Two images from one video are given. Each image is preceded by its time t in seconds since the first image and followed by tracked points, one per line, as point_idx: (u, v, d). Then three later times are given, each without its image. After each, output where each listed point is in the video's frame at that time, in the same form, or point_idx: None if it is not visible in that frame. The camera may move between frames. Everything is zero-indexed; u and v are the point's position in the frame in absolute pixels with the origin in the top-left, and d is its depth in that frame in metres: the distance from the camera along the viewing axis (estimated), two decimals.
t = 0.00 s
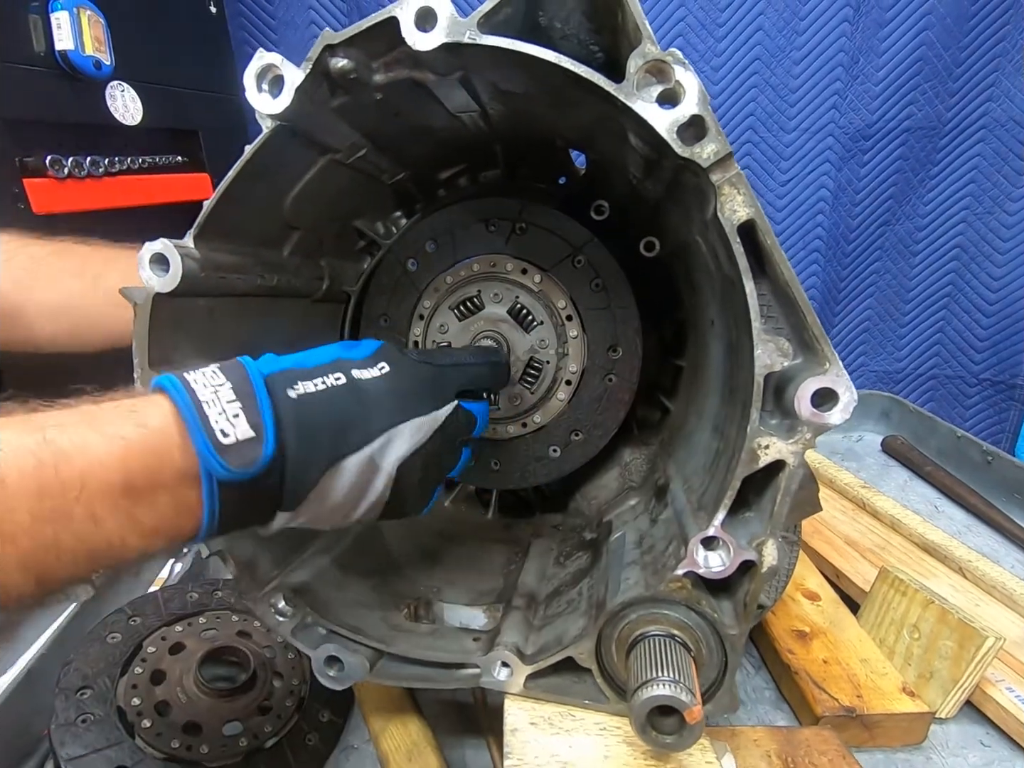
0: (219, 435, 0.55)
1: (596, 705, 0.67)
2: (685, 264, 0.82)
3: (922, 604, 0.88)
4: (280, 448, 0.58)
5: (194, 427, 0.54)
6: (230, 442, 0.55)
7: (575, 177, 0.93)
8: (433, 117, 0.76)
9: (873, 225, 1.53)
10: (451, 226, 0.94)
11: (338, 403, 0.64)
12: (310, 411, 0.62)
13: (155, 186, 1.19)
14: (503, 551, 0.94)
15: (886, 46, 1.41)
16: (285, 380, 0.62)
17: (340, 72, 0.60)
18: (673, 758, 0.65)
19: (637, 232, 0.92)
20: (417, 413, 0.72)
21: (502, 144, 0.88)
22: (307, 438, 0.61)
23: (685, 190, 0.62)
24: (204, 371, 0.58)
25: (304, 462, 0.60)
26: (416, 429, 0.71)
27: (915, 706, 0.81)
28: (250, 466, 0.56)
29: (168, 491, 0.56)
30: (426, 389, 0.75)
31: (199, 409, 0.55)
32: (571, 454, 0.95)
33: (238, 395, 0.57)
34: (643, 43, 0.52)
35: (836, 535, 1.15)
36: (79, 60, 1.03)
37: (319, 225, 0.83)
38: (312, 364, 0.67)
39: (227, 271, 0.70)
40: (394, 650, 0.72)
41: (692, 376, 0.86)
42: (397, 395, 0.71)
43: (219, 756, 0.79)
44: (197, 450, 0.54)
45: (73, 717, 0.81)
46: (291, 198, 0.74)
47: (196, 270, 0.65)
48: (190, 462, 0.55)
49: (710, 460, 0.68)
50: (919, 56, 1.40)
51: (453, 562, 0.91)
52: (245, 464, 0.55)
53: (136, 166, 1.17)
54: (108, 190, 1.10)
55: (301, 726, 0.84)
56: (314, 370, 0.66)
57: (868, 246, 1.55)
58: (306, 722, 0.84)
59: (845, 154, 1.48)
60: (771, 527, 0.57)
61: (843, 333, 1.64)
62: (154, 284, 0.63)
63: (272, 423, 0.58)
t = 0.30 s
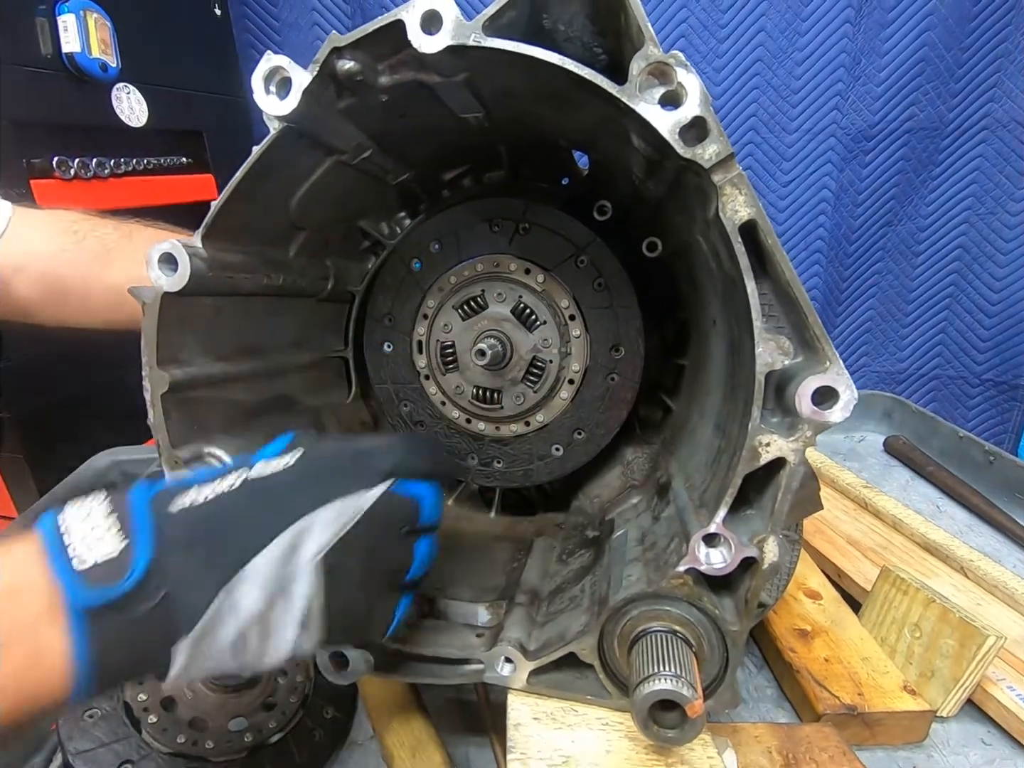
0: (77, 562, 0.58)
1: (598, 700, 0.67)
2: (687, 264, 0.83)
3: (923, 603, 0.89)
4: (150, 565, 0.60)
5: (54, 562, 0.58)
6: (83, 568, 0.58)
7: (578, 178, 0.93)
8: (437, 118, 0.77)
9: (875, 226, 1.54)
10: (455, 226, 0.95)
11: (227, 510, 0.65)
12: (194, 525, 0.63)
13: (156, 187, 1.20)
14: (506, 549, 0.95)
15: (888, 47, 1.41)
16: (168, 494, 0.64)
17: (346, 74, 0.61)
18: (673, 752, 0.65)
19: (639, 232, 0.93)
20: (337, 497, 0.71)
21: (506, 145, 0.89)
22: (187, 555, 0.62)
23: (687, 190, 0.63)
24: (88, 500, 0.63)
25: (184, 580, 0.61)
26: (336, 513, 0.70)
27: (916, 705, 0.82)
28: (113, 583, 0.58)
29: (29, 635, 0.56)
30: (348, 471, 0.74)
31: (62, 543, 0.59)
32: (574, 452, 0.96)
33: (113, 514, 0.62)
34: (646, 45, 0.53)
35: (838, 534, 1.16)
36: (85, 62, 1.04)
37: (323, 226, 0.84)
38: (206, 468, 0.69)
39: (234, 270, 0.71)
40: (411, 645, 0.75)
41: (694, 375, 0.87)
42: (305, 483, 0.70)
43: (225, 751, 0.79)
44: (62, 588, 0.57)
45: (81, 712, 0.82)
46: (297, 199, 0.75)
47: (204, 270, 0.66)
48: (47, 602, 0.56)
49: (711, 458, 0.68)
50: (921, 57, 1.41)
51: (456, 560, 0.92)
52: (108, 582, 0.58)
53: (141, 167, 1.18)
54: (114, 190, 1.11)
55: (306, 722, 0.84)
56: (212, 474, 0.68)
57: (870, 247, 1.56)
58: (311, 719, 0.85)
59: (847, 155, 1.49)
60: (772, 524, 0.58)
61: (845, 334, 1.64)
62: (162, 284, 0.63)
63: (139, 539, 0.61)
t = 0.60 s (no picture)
0: (43, 644, 0.66)
1: (598, 700, 0.68)
2: (686, 267, 0.83)
3: (923, 604, 0.90)
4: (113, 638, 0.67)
5: (18, 638, 0.67)
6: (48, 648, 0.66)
7: (578, 182, 0.94)
8: (439, 124, 0.78)
9: (876, 228, 1.54)
10: (456, 230, 0.96)
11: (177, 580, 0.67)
12: (133, 595, 0.68)
13: (156, 190, 1.21)
14: (507, 550, 0.96)
15: (888, 50, 1.42)
16: (123, 567, 0.70)
17: (349, 81, 0.62)
18: (672, 751, 0.66)
19: (639, 236, 0.93)
20: (273, 553, 0.69)
21: (507, 151, 0.90)
22: (132, 615, 0.67)
23: (685, 195, 0.63)
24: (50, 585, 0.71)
25: (137, 645, 0.66)
26: (269, 578, 0.67)
27: (916, 706, 0.82)
28: (72, 666, 0.66)
29: (7, 723, 0.66)
30: (285, 525, 0.71)
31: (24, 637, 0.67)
32: (574, 454, 0.96)
33: (71, 598, 0.69)
34: (643, 53, 0.54)
35: (838, 535, 1.17)
36: (90, 66, 1.04)
37: (325, 230, 0.85)
38: (157, 544, 0.72)
39: (237, 275, 0.72)
40: (405, 645, 0.76)
41: (694, 377, 0.88)
42: (244, 546, 0.68)
43: (228, 749, 0.79)
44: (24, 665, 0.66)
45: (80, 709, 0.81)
46: (299, 205, 0.76)
47: (208, 275, 0.67)
48: (18, 689, 0.67)
49: (710, 460, 0.69)
50: (921, 60, 1.42)
51: (458, 562, 0.93)
52: (67, 666, 0.66)
53: (145, 171, 1.19)
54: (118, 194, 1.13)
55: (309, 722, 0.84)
56: (156, 548, 0.71)
57: (871, 249, 1.56)
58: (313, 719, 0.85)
59: (847, 157, 1.49)
60: (769, 525, 0.59)
61: (846, 335, 1.65)
62: (167, 289, 0.64)
63: (100, 612, 0.67)
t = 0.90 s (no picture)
0: (195, 528, 0.59)
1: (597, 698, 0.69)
2: (686, 267, 0.84)
3: (923, 604, 0.90)
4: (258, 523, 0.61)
5: (171, 527, 0.59)
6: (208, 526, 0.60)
7: (579, 183, 0.94)
8: (441, 125, 0.78)
9: (878, 228, 1.55)
10: (457, 231, 0.96)
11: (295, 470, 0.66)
12: (273, 480, 0.64)
13: (161, 191, 1.22)
14: (508, 548, 0.96)
15: (889, 52, 1.43)
16: (242, 458, 0.65)
17: (352, 83, 0.63)
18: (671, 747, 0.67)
19: (640, 236, 0.94)
20: (379, 446, 0.73)
21: (509, 152, 0.90)
22: (276, 497, 0.63)
23: (685, 195, 0.64)
24: (174, 476, 0.62)
25: (284, 528, 0.62)
26: (383, 458, 0.72)
27: (915, 705, 0.82)
28: (228, 544, 0.59)
29: (170, 594, 0.59)
30: (380, 420, 0.76)
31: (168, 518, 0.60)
32: (574, 453, 0.97)
33: (202, 486, 0.61)
34: (642, 55, 0.54)
35: (838, 535, 1.17)
36: (95, 69, 1.05)
37: (328, 230, 0.85)
38: (265, 439, 0.69)
39: (240, 274, 0.72)
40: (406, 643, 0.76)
41: (694, 376, 0.88)
42: (346, 438, 0.71)
43: (229, 747, 0.81)
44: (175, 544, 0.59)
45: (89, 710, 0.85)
46: (302, 206, 0.77)
47: (212, 274, 0.67)
48: (177, 562, 0.59)
49: (709, 459, 0.70)
50: (922, 62, 1.42)
51: (459, 560, 0.93)
52: (222, 546, 0.59)
53: (148, 172, 1.20)
54: (122, 194, 1.14)
55: (310, 720, 0.86)
56: (267, 441, 0.68)
57: (873, 250, 1.57)
58: (315, 717, 0.86)
59: (849, 158, 1.50)
60: (768, 523, 0.59)
61: (848, 335, 1.66)
62: (171, 288, 0.65)
63: (239, 500, 0.61)
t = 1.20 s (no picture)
0: (181, 620, 0.64)
1: (599, 695, 0.69)
2: (688, 268, 0.84)
3: (923, 604, 0.90)
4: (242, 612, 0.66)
5: (157, 619, 0.64)
6: (191, 626, 0.64)
7: (581, 184, 0.94)
8: (444, 126, 0.79)
9: (878, 230, 1.56)
10: (459, 232, 0.97)
11: (282, 552, 0.70)
12: (262, 568, 0.68)
13: (162, 194, 1.22)
14: (509, 547, 0.97)
15: (890, 54, 1.43)
16: (234, 545, 0.69)
17: (356, 85, 0.63)
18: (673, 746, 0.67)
19: (641, 237, 0.94)
20: (369, 529, 0.76)
21: (511, 153, 0.91)
22: (262, 584, 0.68)
23: (687, 196, 0.64)
24: (164, 564, 0.68)
25: (266, 619, 0.67)
26: (369, 544, 0.75)
27: (915, 705, 0.83)
28: (216, 638, 0.64)
29: (147, 690, 0.65)
30: (371, 501, 0.79)
31: (157, 606, 0.65)
32: (576, 453, 0.97)
33: (192, 577, 0.66)
34: (644, 57, 0.55)
35: (838, 536, 1.17)
36: (99, 69, 1.06)
37: (331, 231, 0.86)
38: (257, 519, 0.72)
39: (244, 274, 0.73)
40: (409, 640, 0.77)
41: (695, 376, 0.89)
42: (336, 522, 0.74)
43: (232, 745, 0.81)
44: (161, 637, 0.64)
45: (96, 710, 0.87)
46: (305, 206, 0.77)
47: (217, 274, 0.68)
48: (158, 658, 0.65)
49: (711, 458, 0.70)
50: (923, 65, 1.42)
51: (461, 560, 0.94)
52: (210, 638, 0.64)
53: (151, 173, 1.20)
54: (125, 195, 1.14)
55: (312, 718, 0.85)
56: (257, 527, 0.71)
57: (874, 252, 1.58)
58: (316, 715, 0.86)
59: (850, 160, 1.50)
60: (769, 521, 0.59)
61: (849, 337, 1.66)
62: (176, 287, 0.65)
63: (226, 589, 0.66)
